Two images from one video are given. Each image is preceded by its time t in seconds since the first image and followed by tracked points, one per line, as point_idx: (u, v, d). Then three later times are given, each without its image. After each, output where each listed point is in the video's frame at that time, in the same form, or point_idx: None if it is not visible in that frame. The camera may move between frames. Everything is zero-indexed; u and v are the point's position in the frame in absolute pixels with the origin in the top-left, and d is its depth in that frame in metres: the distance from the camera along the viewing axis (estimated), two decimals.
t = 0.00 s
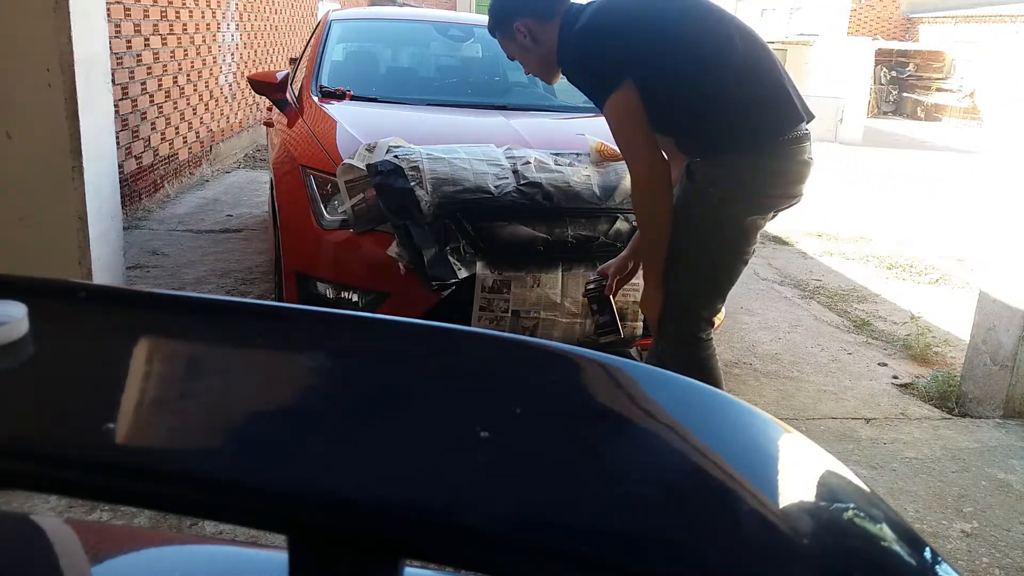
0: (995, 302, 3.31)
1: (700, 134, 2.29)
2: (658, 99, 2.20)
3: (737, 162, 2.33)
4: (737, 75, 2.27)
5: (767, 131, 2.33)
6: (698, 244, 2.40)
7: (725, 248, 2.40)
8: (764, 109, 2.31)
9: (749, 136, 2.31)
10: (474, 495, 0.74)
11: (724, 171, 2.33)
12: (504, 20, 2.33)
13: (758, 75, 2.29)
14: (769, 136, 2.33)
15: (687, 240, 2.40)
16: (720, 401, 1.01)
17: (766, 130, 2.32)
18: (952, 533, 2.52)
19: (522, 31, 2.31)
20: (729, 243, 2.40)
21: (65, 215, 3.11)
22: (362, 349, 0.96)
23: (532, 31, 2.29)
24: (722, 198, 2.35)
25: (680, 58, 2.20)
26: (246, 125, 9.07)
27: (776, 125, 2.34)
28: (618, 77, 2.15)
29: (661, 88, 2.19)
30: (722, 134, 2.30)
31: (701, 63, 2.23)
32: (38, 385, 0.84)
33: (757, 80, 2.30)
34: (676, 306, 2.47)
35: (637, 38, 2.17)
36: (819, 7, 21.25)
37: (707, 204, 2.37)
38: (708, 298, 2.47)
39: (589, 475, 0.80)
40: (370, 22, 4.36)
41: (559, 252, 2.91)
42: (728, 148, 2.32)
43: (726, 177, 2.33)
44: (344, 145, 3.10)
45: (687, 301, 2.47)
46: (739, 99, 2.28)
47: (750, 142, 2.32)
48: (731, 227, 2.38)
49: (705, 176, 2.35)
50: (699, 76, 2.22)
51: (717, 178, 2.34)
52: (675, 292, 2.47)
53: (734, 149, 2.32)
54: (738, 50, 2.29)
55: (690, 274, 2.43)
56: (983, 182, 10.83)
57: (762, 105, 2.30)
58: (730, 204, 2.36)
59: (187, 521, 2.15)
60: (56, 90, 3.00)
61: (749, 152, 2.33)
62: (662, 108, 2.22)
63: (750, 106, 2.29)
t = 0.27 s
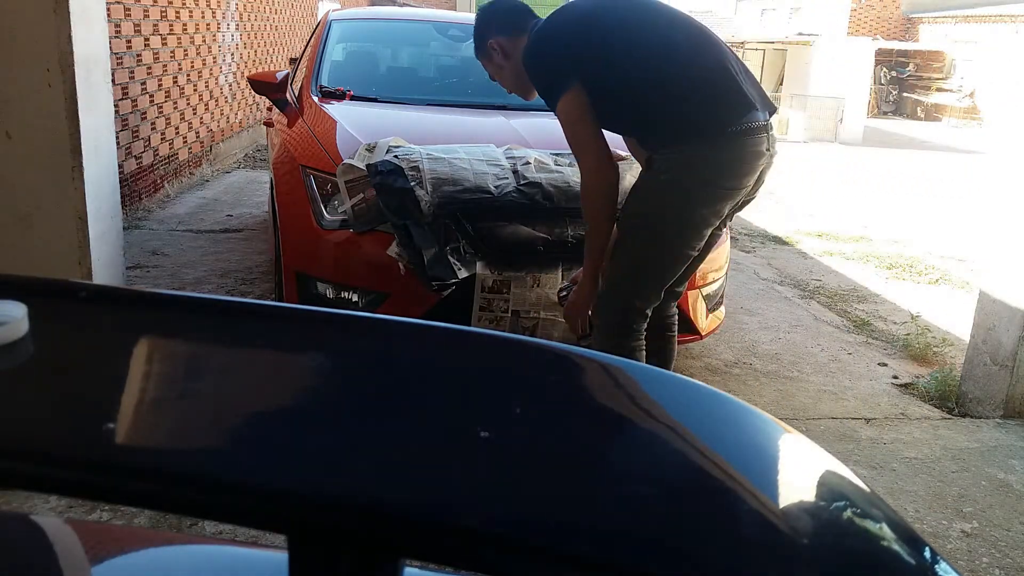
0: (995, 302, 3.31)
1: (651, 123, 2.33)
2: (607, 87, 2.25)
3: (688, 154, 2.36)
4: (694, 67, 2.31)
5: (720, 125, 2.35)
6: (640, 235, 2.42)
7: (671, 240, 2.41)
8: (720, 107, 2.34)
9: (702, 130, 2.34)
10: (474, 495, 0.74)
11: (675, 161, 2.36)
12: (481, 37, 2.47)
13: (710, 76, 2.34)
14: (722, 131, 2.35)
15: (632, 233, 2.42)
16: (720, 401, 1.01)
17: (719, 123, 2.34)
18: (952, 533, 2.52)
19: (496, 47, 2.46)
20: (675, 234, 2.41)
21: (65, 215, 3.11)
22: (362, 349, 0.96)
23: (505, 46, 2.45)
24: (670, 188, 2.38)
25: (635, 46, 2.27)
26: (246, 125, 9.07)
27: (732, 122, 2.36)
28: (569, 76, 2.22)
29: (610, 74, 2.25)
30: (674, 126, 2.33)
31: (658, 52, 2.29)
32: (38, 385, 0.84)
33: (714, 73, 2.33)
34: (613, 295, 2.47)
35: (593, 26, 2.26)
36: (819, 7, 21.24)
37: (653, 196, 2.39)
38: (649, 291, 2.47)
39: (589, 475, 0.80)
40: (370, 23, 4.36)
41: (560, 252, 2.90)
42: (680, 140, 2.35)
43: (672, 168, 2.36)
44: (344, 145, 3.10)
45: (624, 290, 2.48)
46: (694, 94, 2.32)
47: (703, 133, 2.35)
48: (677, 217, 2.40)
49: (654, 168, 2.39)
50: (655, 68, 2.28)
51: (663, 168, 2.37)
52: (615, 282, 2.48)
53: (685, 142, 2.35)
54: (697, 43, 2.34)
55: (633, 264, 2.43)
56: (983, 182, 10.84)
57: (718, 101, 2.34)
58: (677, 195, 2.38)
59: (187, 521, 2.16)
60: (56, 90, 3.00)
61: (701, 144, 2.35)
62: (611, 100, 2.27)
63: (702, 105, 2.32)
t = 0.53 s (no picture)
0: (995, 301, 3.32)
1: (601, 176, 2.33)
2: (555, 166, 2.30)
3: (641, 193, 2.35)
4: (643, 124, 2.34)
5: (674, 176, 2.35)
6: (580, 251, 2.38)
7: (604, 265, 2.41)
8: (675, 155, 2.34)
9: (655, 176, 2.34)
10: (472, 496, 0.74)
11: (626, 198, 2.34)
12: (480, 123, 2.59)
13: (651, 137, 2.34)
14: (676, 179, 2.36)
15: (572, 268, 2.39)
16: (720, 400, 1.01)
17: (674, 172, 2.35)
18: (952, 533, 2.52)
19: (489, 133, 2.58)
20: (609, 260, 2.41)
21: (65, 216, 3.11)
22: (362, 348, 0.96)
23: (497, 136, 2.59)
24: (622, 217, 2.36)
25: (579, 113, 2.31)
26: (246, 125, 9.07)
27: (686, 172, 2.36)
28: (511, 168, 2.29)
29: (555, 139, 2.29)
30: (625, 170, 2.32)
31: (603, 112, 2.33)
32: (38, 385, 0.84)
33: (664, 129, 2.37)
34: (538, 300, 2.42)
35: (536, 103, 2.33)
36: (818, 7, 21.24)
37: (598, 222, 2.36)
38: (577, 310, 2.44)
39: (589, 475, 0.80)
40: (370, 22, 4.36)
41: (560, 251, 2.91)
42: (633, 179, 2.34)
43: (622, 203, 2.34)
44: (344, 145, 3.10)
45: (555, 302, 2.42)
46: (646, 146, 2.33)
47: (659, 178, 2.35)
48: (619, 251, 2.40)
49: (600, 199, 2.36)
50: (601, 129, 2.31)
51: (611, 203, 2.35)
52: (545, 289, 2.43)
53: (635, 183, 2.34)
54: (644, 105, 2.38)
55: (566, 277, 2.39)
56: (983, 182, 10.84)
57: (670, 150, 2.34)
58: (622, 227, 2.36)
59: (187, 522, 2.16)
60: (56, 90, 3.00)
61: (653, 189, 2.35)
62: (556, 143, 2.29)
63: (648, 164, 2.33)
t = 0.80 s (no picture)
0: (995, 301, 3.32)
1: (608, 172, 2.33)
2: (560, 162, 2.31)
3: (646, 185, 2.33)
4: (645, 119, 2.36)
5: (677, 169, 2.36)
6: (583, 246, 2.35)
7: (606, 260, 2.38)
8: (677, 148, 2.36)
9: (658, 172, 2.34)
10: (473, 496, 0.74)
11: (630, 191, 2.32)
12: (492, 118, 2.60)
13: (654, 133, 2.35)
14: (680, 172, 2.36)
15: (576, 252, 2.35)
16: (720, 400, 1.01)
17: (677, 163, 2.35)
18: (952, 533, 2.52)
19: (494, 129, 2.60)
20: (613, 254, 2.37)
21: (65, 216, 3.11)
22: (362, 348, 0.96)
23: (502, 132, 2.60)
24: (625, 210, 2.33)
25: (584, 111, 2.32)
26: (246, 125, 9.07)
27: (689, 164, 2.37)
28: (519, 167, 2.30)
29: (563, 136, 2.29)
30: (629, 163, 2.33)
31: (606, 108, 2.34)
32: (38, 386, 0.84)
33: (664, 123, 2.38)
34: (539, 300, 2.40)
35: (541, 104, 2.33)
36: (818, 7, 21.24)
37: (602, 216, 2.34)
38: (579, 308, 2.41)
39: (589, 474, 0.80)
40: (370, 22, 4.36)
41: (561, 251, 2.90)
42: (637, 171, 2.33)
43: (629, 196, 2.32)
44: (344, 145, 3.09)
45: (556, 299, 2.40)
46: (648, 140, 2.34)
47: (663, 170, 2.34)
48: (623, 244, 2.37)
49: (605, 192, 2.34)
50: (604, 126, 2.32)
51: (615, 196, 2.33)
52: (547, 287, 2.41)
53: (640, 177, 2.33)
54: (644, 100, 2.40)
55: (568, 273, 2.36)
56: (982, 182, 10.84)
57: (672, 143, 2.36)
58: (627, 220, 2.33)
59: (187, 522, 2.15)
60: (56, 90, 3.00)
61: (658, 181, 2.34)
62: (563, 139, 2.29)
63: (651, 159, 2.33)
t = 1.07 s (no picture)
0: (995, 301, 3.32)
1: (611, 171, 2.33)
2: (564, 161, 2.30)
3: (647, 183, 2.33)
4: (647, 117, 2.36)
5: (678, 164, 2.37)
6: (583, 246, 2.36)
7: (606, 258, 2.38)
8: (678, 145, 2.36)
9: (659, 171, 2.34)
10: (472, 496, 0.74)
11: (631, 188, 2.32)
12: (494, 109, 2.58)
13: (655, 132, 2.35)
14: (679, 170, 2.36)
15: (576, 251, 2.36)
16: (720, 401, 1.01)
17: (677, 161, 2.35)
18: (952, 533, 2.52)
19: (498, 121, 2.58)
20: (612, 254, 2.38)
21: (65, 216, 3.11)
22: (362, 348, 0.96)
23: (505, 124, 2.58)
24: (625, 208, 2.33)
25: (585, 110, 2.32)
26: (246, 125, 9.07)
27: (689, 162, 2.38)
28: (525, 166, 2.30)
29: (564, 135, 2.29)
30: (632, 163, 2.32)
31: (605, 108, 2.34)
32: (39, 386, 0.84)
33: (664, 122, 2.38)
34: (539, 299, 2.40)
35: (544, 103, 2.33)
36: (818, 7, 21.24)
37: (602, 214, 2.34)
38: (579, 308, 2.41)
39: (589, 474, 0.80)
40: (370, 22, 4.36)
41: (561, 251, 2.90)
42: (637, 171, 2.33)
43: (630, 194, 2.32)
44: (344, 145, 3.09)
45: (555, 299, 2.40)
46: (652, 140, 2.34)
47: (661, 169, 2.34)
48: (623, 243, 2.38)
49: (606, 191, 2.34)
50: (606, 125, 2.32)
51: (617, 195, 2.32)
52: (547, 287, 2.41)
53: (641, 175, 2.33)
54: (644, 100, 2.40)
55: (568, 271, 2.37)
56: (983, 182, 10.84)
57: (674, 142, 2.36)
58: (627, 217, 2.33)
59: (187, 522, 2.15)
60: (56, 90, 3.00)
61: (658, 179, 2.34)
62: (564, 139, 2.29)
63: (653, 159, 2.33)
